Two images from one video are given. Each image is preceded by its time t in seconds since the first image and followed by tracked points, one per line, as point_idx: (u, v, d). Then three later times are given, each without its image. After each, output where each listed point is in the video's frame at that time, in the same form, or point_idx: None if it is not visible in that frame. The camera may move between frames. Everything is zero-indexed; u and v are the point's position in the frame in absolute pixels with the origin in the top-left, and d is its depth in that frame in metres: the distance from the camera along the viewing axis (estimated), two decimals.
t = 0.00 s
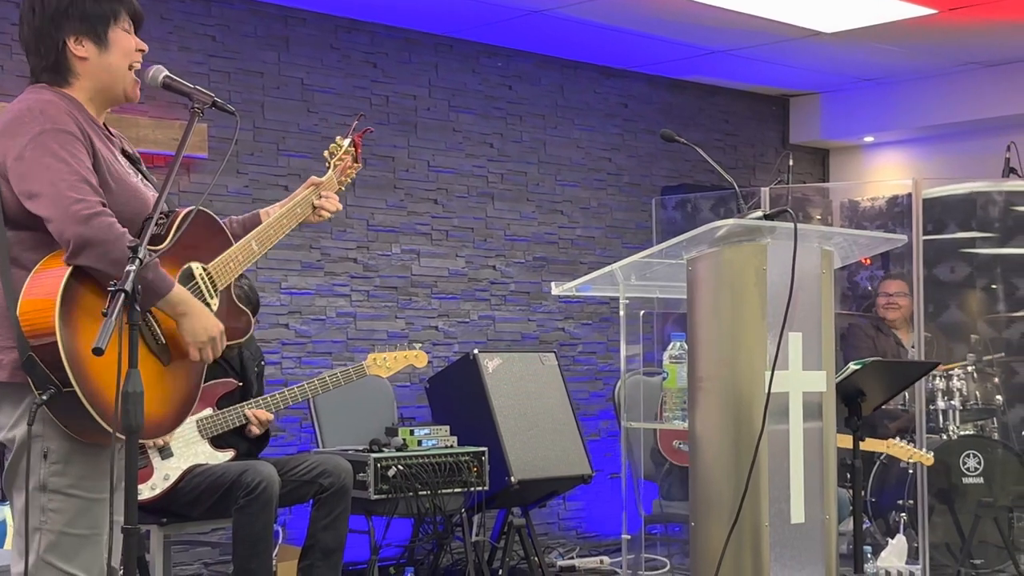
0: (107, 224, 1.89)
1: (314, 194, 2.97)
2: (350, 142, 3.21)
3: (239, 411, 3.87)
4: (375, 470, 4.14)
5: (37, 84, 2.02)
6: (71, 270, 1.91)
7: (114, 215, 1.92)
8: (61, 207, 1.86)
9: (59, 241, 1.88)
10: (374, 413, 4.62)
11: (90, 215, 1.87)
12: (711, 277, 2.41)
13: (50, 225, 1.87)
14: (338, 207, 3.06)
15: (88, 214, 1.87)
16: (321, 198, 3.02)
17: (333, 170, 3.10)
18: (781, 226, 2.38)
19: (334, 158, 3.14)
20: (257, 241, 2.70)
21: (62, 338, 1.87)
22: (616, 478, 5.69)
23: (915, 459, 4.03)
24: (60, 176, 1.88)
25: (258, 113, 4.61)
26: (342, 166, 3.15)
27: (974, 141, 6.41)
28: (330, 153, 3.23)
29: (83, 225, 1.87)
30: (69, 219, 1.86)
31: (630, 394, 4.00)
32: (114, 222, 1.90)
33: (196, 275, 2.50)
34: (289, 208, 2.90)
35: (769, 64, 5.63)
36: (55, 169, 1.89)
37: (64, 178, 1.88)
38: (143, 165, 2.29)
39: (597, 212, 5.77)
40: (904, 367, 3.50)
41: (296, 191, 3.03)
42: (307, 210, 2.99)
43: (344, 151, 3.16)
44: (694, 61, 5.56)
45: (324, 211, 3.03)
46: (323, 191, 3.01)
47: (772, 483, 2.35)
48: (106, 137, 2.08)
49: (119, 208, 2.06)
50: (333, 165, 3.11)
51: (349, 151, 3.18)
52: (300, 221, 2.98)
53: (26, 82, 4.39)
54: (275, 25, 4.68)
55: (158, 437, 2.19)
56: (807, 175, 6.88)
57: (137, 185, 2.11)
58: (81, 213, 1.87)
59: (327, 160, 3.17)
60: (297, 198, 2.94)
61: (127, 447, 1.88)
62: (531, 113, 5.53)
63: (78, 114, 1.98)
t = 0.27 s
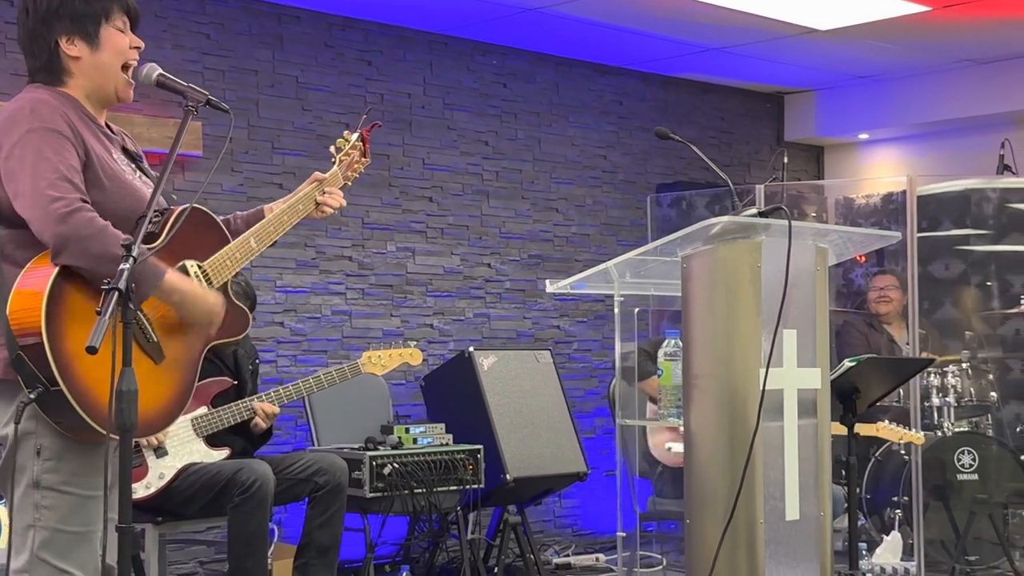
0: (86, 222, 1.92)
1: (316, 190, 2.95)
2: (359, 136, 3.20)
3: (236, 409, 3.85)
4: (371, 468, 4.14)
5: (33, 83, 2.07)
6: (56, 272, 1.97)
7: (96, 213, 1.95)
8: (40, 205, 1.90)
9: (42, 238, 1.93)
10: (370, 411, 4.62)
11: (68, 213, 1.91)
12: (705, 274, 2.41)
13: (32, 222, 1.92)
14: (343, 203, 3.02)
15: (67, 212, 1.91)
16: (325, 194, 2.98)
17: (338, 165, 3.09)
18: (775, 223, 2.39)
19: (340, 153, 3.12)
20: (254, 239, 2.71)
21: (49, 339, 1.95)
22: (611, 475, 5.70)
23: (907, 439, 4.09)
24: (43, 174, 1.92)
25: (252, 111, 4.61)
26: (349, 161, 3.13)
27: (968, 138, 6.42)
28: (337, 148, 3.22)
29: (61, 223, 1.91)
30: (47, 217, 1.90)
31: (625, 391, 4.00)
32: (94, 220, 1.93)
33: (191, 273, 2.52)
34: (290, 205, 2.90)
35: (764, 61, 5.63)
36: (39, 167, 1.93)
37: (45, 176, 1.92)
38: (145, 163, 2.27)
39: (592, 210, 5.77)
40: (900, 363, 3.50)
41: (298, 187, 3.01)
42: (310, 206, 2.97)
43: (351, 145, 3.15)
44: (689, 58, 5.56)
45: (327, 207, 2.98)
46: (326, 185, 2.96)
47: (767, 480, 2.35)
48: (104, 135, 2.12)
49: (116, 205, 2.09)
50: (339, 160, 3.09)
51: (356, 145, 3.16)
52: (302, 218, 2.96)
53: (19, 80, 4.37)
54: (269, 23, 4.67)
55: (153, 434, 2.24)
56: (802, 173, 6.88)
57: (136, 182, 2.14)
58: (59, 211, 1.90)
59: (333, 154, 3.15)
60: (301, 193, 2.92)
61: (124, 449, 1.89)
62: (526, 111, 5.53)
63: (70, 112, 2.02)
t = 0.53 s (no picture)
0: (78, 219, 1.93)
1: (316, 189, 2.97)
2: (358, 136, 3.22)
3: (235, 409, 3.84)
4: (368, 467, 4.16)
5: (32, 82, 2.10)
6: (58, 268, 1.99)
7: (91, 212, 1.96)
8: (35, 206, 1.92)
9: (38, 237, 1.95)
10: (368, 409, 4.65)
11: (58, 214, 1.92)
12: (700, 274, 2.45)
13: (27, 221, 1.94)
14: (341, 201, 3.05)
15: (56, 212, 1.92)
16: (324, 192, 3.01)
17: (337, 165, 3.11)
18: (771, 223, 2.40)
19: (340, 153, 3.15)
20: (254, 237, 2.73)
21: (50, 335, 1.96)
22: (608, 473, 5.73)
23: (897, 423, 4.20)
24: (39, 174, 1.94)
25: (250, 112, 4.63)
26: (349, 161, 3.16)
27: (963, 137, 6.45)
28: (338, 148, 3.24)
29: (51, 224, 1.92)
30: (41, 217, 1.92)
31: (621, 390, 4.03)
32: (88, 219, 1.95)
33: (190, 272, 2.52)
34: (289, 204, 2.92)
35: (759, 62, 5.66)
36: (36, 167, 1.95)
37: (41, 177, 1.94)
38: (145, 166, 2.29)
39: (588, 210, 5.80)
40: (893, 362, 3.53)
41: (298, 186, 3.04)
42: (309, 204, 3.00)
43: (351, 145, 3.17)
44: (684, 59, 5.59)
45: (326, 205, 3.02)
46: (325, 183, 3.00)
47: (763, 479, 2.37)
48: (102, 136, 2.14)
49: (112, 206, 2.10)
50: (338, 160, 3.12)
51: (356, 145, 3.18)
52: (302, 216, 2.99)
53: (18, 82, 4.39)
54: (267, 24, 4.70)
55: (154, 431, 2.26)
56: (796, 172, 6.91)
57: (134, 182, 2.16)
58: (49, 212, 1.92)
59: (333, 154, 3.18)
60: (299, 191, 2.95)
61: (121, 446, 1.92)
62: (522, 111, 5.56)
63: (66, 114, 2.04)
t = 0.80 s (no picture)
0: (102, 219, 2.05)
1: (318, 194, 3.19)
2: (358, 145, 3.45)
3: (248, 400, 4.10)
4: (374, 455, 4.41)
5: (50, 91, 2.22)
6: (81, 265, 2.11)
7: (112, 212, 2.08)
8: (58, 207, 2.03)
9: (61, 237, 2.06)
10: (373, 401, 4.91)
11: (83, 214, 2.03)
12: (688, 272, 2.65)
13: (51, 223, 2.05)
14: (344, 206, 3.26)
15: (81, 213, 2.03)
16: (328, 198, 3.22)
17: (339, 171, 3.35)
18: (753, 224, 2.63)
19: (341, 160, 3.36)
20: (263, 238, 2.97)
21: (73, 328, 2.09)
22: (602, 462, 5.99)
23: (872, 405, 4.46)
24: (61, 177, 2.05)
25: (261, 119, 4.88)
26: (349, 167, 3.38)
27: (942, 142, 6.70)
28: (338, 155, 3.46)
29: (76, 224, 2.03)
30: (65, 218, 2.03)
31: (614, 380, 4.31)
32: (110, 219, 2.06)
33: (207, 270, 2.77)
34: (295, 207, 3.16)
35: (745, 72, 5.93)
36: (58, 170, 2.06)
37: (62, 180, 2.05)
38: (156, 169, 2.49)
39: (582, 212, 6.07)
40: (870, 356, 3.79)
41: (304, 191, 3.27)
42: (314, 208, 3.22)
43: (352, 153, 3.39)
44: (672, 69, 5.85)
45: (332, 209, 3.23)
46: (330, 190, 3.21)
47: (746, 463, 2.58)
48: (118, 141, 2.27)
49: (130, 207, 2.24)
50: (340, 167, 3.35)
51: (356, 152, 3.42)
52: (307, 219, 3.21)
53: (43, 92, 4.65)
54: (277, 36, 4.95)
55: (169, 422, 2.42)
56: (778, 176, 7.18)
57: (147, 186, 2.29)
58: (74, 213, 2.03)
59: (335, 160, 3.40)
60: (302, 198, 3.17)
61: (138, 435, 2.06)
62: (519, 119, 5.82)
63: (86, 120, 2.15)
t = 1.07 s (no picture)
0: (115, 220, 2.04)
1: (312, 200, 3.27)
2: (349, 150, 3.57)
3: (253, 397, 4.16)
4: (375, 451, 4.49)
5: (56, 92, 2.19)
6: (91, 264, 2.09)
7: (124, 212, 2.07)
8: (73, 205, 2.01)
9: (74, 236, 2.04)
10: (373, 399, 4.99)
11: (98, 213, 2.02)
12: (684, 271, 2.73)
13: (64, 221, 2.02)
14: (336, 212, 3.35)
15: (96, 212, 2.02)
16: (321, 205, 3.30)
17: (333, 176, 3.46)
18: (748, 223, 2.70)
19: (335, 166, 3.49)
20: (262, 241, 3.04)
21: (83, 328, 2.06)
22: (599, 457, 6.08)
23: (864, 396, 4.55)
24: (75, 176, 2.03)
25: (265, 121, 4.97)
26: (342, 173, 3.51)
27: (936, 142, 6.78)
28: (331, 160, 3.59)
29: (91, 222, 2.02)
30: (79, 216, 2.01)
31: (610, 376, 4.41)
32: (123, 219, 2.05)
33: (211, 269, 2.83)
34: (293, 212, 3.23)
35: (740, 74, 6.02)
36: (71, 169, 2.04)
37: (77, 178, 2.03)
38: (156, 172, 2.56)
39: (580, 212, 6.15)
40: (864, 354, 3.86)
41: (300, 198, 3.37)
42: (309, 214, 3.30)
43: (345, 158, 3.52)
44: (668, 71, 5.94)
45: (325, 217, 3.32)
46: (322, 197, 3.29)
47: (741, 458, 2.66)
48: (122, 142, 2.25)
49: (137, 208, 2.23)
50: (334, 172, 3.47)
51: (348, 159, 3.54)
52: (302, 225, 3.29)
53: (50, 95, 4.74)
54: (280, 39, 5.04)
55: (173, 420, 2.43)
56: (773, 176, 7.27)
57: (151, 187, 2.28)
58: (89, 211, 2.01)
59: (329, 166, 3.52)
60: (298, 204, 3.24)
61: (144, 432, 2.06)
62: (518, 120, 5.90)
63: (96, 120, 2.13)
